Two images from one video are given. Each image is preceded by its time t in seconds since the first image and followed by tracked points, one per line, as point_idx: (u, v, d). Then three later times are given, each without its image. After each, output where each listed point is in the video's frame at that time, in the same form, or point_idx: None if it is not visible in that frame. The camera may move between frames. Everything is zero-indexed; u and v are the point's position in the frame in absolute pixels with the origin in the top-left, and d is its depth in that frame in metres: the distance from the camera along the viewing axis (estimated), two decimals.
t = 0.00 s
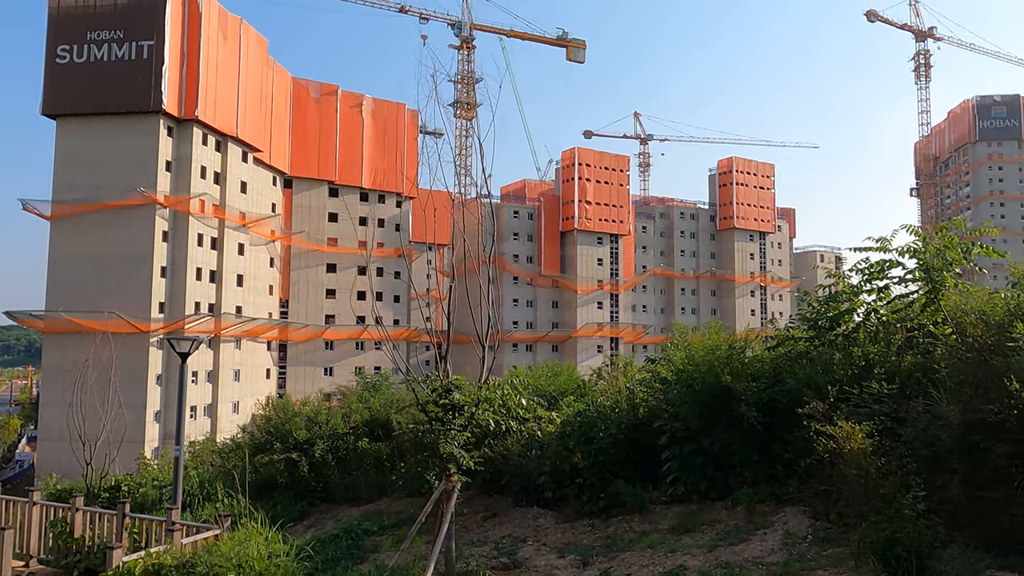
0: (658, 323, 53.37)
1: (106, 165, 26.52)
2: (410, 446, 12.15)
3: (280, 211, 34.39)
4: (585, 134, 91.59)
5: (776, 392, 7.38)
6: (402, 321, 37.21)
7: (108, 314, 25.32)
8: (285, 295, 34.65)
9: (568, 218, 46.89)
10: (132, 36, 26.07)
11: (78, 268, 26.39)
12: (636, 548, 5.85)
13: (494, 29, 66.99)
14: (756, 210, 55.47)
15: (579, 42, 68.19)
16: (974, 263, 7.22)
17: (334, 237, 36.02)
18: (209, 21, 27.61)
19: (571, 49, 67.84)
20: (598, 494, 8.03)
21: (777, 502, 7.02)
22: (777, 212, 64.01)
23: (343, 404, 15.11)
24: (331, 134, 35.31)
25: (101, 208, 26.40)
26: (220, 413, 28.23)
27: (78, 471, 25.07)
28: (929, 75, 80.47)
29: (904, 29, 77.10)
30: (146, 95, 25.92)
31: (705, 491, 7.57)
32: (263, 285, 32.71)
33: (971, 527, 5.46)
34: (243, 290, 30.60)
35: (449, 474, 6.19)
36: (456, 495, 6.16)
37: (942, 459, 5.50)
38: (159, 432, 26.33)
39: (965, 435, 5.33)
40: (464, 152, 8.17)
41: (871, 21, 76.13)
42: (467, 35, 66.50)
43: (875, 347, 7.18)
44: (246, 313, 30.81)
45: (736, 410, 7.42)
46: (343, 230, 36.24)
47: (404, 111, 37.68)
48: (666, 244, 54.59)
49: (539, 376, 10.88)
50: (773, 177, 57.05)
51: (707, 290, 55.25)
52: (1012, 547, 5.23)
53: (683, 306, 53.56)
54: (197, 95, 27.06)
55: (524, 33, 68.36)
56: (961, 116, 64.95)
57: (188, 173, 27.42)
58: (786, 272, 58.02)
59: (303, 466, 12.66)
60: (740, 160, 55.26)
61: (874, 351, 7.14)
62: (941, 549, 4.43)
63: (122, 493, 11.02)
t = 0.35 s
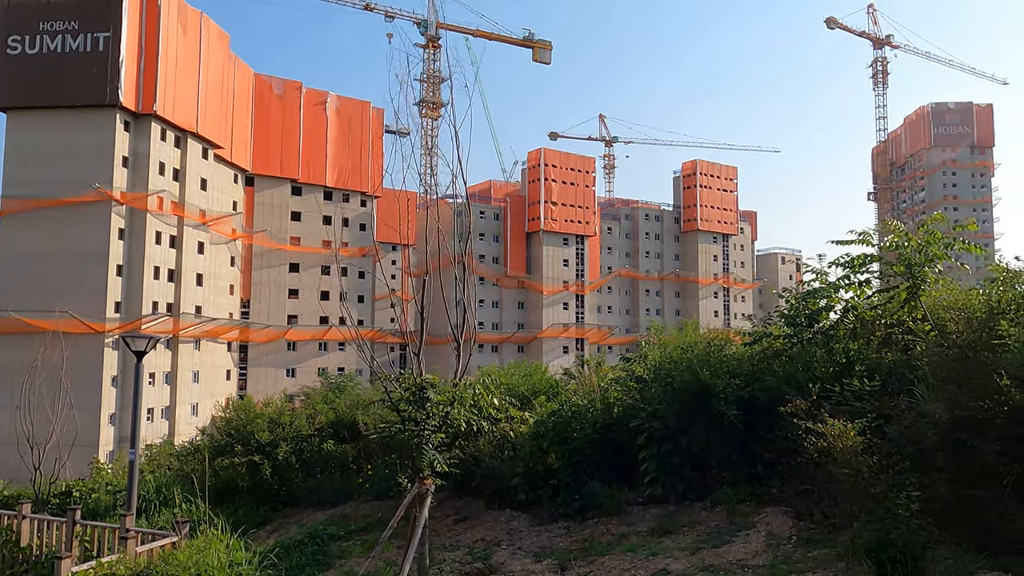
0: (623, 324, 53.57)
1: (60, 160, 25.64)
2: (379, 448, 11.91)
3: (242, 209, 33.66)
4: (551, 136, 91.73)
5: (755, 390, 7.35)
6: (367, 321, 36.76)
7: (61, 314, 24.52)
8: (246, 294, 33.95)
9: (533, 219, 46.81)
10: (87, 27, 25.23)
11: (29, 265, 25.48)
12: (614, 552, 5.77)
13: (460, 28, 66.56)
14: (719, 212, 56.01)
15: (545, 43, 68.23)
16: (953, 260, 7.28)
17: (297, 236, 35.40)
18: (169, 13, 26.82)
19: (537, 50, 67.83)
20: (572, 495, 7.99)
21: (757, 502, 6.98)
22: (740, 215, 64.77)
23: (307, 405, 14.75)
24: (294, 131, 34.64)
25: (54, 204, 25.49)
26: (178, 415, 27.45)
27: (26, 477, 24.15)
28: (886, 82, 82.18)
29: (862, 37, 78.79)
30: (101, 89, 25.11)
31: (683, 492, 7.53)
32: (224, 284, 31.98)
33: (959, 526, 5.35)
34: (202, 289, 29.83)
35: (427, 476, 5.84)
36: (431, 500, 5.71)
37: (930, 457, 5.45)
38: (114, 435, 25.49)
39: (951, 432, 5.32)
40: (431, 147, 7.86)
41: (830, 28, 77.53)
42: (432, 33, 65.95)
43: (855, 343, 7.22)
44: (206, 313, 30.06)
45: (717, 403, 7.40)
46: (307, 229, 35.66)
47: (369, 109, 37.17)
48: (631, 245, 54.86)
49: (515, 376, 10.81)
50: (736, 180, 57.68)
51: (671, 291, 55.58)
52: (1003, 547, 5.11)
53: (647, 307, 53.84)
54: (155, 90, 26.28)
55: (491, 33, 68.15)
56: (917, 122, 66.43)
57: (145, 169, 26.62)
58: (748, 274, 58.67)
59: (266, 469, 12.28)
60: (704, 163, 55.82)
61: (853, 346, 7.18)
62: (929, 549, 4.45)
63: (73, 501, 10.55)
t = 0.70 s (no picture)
0: (586, 324, 53.69)
1: (9, 152, 24.65)
2: (345, 449, 11.68)
3: (200, 204, 32.81)
4: (515, 134, 91.65)
5: (737, 389, 7.36)
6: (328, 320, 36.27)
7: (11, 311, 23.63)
8: (204, 292, 33.07)
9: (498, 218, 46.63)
10: (39, 15, 24.27)
11: None
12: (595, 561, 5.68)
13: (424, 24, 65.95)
14: (682, 213, 56.45)
15: (510, 41, 68.04)
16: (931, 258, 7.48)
17: (257, 233, 34.67)
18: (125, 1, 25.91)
19: (502, 48, 67.60)
20: (548, 498, 7.96)
21: (738, 504, 6.96)
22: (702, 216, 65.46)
23: (269, 405, 14.37)
24: (255, 125, 33.89)
25: (2, 197, 24.50)
26: (133, 416, 26.62)
27: None
28: (843, 87, 83.75)
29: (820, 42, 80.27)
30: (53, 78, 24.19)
31: (663, 494, 7.52)
32: (182, 282, 31.16)
33: (952, 529, 5.48)
34: (158, 286, 28.96)
35: (399, 481, 5.37)
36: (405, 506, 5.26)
37: (918, 458, 5.53)
38: (64, 437, 24.56)
39: (939, 433, 5.42)
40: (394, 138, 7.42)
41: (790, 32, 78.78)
42: (396, 29, 65.17)
43: (836, 343, 7.31)
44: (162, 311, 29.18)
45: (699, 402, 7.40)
46: (267, 225, 34.93)
47: (332, 104, 36.58)
48: (595, 245, 55.10)
49: (487, 375, 10.72)
50: (698, 181, 58.25)
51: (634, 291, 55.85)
52: (999, 549, 5.14)
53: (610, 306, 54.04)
54: (110, 80, 25.38)
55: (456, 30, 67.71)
56: (873, 127, 67.87)
57: (99, 162, 25.71)
58: (709, 274, 59.32)
59: (226, 472, 11.95)
60: (667, 164, 56.29)
61: (835, 346, 7.26)
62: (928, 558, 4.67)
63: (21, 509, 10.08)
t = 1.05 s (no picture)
0: (557, 322, 53.61)
1: None
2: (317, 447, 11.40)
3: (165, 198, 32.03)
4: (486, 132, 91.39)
5: (725, 383, 7.33)
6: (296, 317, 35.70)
7: None
8: (168, 288, 32.23)
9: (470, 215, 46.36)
10: None
11: None
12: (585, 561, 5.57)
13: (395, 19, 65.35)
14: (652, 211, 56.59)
15: (482, 38, 67.73)
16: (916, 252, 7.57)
17: (224, 228, 33.91)
18: None
19: (473, 44, 67.26)
20: (530, 496, 7.84)
21: (726, 501, 6.93)
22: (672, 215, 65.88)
23: (238, 402, 14.00)
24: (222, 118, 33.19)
25: None
26: (94, 414, 25.87)
27: None
28: (810, 90, 84.83)
29: (788, 44, 81.22)
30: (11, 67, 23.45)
31: (647, 491, 7.47)
32: (145, 277, 30.41)
33: (949, 524, 5.44)
34: (121, 282, 28.17)
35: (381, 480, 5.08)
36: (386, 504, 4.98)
37: (916, 452, 5.44)
38: (22, 436, 23.73)
39: (936, 427, 5.37)
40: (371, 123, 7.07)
41: (759, 34, 79.47)
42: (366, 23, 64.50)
43: (825, 335, 7.36)
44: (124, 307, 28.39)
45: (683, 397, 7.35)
46: (233, 220, 34.20)
47: (301, 99, 35.96)
48: (566, 242, 55.17)
49: (463, 371, 10.56)
50: (668, 180, 58.48)
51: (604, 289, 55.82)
52: (1000, 545, 5.14)
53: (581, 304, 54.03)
54: (71, 69, 24.56)
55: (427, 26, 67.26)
56: (839, 128, 68.80)
57: (59, 153, 24.88)
58: (679, 272, 59.53)
59: (193, 471, 11.58)
60: (638, 162, 56.35)
61: (824, 340, 7.29)
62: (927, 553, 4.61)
63: None
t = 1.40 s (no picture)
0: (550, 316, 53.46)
1: None
2: (315, 442, 11.22)
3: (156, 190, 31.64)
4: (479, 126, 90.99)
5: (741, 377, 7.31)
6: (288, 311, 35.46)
7: None
8: (160, 281, 31.84)
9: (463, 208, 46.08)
10: None
11: None
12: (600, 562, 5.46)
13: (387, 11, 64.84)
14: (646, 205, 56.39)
15: (475, 31, 67.29)
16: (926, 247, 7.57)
17: (216, 221, 33.57)
18: None
19: (466, 37, 66.83)
20: (537, 493, 7.76)
21: (743, 498, 6.90)
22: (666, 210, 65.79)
23: (231, 397, 13.80)
24: (213, 110, 32.79)
25: None
26: (85, 409, 25.53)
27: None
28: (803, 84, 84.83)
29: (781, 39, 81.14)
30: None
31: (660, 488, 7.44)
32: (137, 271, 30.07)
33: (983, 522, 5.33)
34: (112, 275, 27.83)
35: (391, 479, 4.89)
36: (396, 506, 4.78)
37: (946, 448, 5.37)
38: (13, 431, 23.39)
39: (964, 422, 5.24)
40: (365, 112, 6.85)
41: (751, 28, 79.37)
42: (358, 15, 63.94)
43: (841, 328, 7.33)
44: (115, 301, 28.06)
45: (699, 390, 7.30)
46: (226, 214, 33.85)
47: (294, 91, 35.61)
48: (559, 237, 55.10)
49: (463, 363, 10.45)
50: (662, 174, 58.31)
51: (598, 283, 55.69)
52: None
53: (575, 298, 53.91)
54: (60, 60, 24.18)
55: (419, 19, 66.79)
56: (831, 123, 68.81)
57: (48, 145, 24.49)
58: (673, 267, 59.32)
59: (188, 468, 11.39)
60: (632, 156, 55.90)
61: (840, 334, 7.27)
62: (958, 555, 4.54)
63: None
